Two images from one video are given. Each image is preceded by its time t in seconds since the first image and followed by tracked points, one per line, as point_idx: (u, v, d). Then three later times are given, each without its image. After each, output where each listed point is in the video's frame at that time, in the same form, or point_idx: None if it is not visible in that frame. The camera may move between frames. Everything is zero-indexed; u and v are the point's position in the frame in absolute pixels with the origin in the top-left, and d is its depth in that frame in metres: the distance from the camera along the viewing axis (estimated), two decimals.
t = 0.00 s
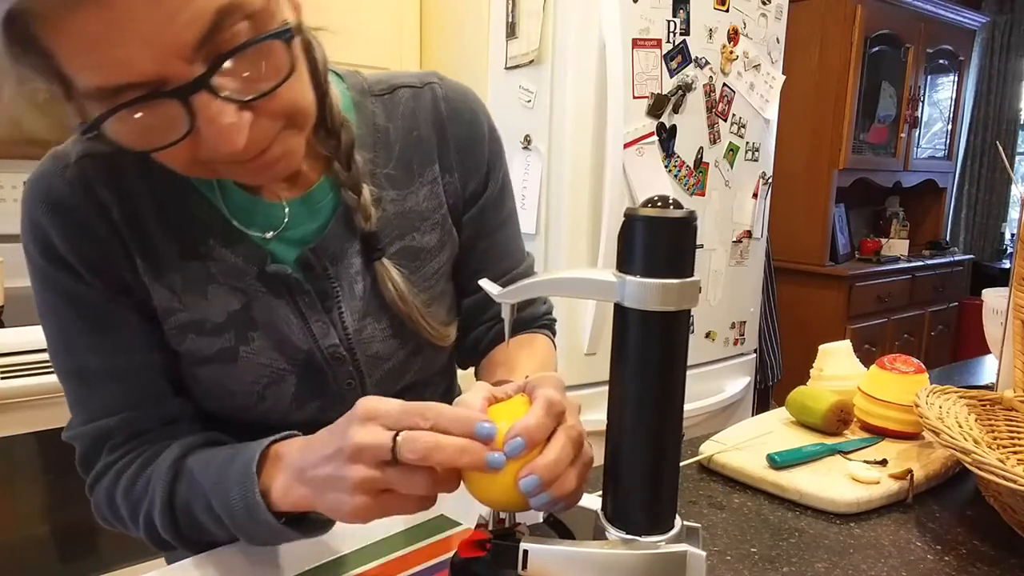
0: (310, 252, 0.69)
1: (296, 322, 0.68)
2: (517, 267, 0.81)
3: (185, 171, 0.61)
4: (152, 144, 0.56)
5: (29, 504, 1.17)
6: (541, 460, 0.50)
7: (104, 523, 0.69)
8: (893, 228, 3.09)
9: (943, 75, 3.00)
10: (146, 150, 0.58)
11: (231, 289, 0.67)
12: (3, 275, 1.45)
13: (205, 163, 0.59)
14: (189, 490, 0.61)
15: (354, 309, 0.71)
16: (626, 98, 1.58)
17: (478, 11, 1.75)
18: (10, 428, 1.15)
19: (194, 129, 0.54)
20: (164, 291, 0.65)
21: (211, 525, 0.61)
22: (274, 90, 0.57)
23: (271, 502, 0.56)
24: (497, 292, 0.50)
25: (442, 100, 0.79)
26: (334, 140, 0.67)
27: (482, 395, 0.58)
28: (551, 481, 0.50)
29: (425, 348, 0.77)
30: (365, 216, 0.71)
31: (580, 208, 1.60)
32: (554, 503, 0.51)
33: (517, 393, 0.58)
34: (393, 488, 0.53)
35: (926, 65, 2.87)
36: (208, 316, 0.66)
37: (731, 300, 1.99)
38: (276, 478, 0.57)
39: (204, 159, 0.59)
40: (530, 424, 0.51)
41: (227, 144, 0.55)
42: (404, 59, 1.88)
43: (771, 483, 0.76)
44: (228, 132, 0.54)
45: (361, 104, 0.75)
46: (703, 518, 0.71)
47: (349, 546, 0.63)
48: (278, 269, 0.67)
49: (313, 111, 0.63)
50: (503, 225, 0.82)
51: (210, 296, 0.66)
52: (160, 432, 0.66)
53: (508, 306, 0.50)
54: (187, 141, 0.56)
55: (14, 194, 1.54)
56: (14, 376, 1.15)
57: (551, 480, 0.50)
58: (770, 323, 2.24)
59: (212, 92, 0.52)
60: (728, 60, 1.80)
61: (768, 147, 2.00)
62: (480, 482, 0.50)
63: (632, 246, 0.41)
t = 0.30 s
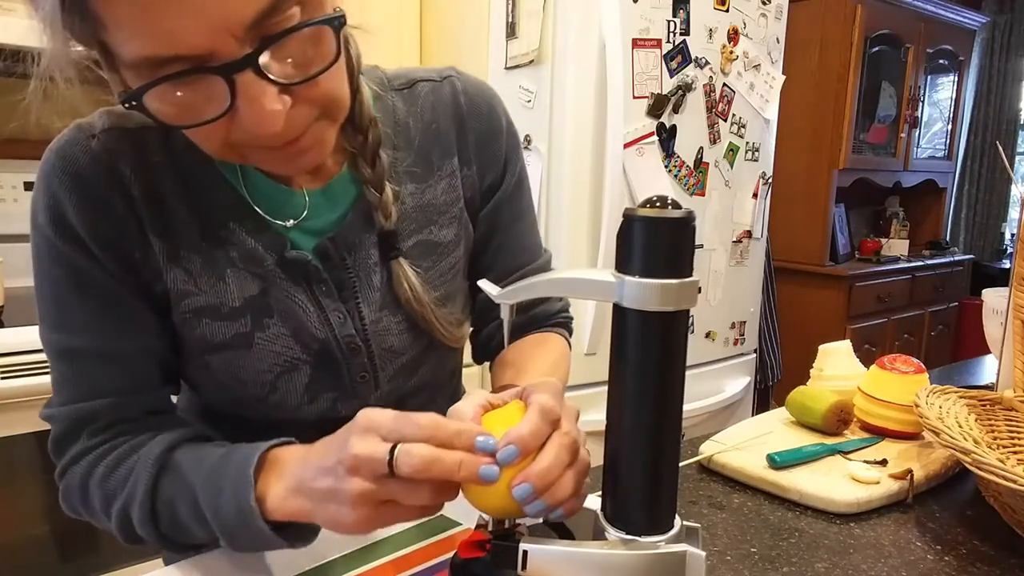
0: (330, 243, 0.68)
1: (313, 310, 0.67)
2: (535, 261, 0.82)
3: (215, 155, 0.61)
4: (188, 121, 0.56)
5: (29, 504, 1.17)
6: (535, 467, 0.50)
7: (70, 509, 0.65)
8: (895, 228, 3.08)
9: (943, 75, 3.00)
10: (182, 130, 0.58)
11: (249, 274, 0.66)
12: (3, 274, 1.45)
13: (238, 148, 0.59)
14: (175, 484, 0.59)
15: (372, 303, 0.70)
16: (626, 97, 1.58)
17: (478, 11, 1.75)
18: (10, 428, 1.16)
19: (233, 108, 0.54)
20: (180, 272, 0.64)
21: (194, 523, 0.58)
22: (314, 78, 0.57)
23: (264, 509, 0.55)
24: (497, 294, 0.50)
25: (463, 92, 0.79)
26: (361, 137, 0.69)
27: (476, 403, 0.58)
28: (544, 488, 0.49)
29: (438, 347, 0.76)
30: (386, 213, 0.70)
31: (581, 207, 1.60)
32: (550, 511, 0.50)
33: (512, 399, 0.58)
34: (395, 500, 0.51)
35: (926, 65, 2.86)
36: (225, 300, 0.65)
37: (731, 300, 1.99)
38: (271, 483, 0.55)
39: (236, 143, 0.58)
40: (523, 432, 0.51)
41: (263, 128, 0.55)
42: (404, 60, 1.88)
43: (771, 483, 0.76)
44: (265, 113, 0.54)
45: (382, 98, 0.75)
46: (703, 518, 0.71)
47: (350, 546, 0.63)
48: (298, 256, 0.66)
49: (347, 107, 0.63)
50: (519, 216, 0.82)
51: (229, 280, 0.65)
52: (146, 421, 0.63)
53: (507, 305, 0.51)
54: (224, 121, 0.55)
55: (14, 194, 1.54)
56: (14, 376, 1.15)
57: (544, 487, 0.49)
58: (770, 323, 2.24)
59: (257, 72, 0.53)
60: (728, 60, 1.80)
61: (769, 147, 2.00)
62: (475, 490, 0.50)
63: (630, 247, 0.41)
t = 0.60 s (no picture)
0: (333, 243, 0.68)
1: (315, 311, 0.67)
2: (539, 258, 0.82)
3: (222, 154, 0.60)
4: (197, 118, 0.56)
5: (29, 504, 1.17)
6: (534, 477, 0.49)
7: (46, 507, 0.64)
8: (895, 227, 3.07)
9: (944, 75, 3.00)
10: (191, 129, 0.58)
11: (251, 273, 0.66)
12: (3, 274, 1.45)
13: (245, 149, 0.59)
14: (169, 486, 0.58)
15: (375, 305, 0.70)
16: (626, 97, 1.58)
17: (478, 11, 1.75)
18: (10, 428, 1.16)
19: (241, 106, 0.54)
20: (180, 268, 0.64)
21: (187, 527, 0.58)
22: (323, 78, 0.56)
23: (263, 510, 0.55)
24: (494, 294, 0.50)
25: (465, 88, 0.79)
26: (367, 139, 0.68)
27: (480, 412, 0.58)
28: (543, 498, 0.49)
29: (443, 351, 0.76)
30: (388, 216, 0.70)
31: (581, 207, 1.60)
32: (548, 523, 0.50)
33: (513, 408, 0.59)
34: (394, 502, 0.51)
35: (926, 65, 2.86)
36: (227, 299, 0.65)
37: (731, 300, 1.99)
38: (275, 484, 0.55)
39: (243, 143, 0.58)
40: (523, 440, 0.51)
41: (271, 128, 0.55)
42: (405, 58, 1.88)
43: (771, 483, 0.76)
44: (273, 112, 0.54)
45: (388, 95, 0.75)
46: (703, 518, 0.71)
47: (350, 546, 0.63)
48: (300, 255, 0.66)
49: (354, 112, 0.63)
50: (526, 211, 0.82)
51: (231, 279, 0.65)
52: (133, 420, 0.63)
53: (506, 306, 0.50)
54: (233, 119, 0.55)
55: (14, 194, 1.54)
56: (15, 376, 1.15)
57: (543, 498, 0.49)
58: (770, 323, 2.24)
59: (266, 70, 0.53)
60: (728, 60, 1.80)
61: (769, 147, 2.00)
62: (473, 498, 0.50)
63: (628, 249, 0.41)
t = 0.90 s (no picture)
0: (337, 237, 0.68)
1: (321, 304, 0.67)
2: (541, 249, 0.82)
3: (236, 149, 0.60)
4: (216, 112, 0.55)
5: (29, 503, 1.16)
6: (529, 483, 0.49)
7: (32, 503, 0.63)
8: (893, 228, 3.09)
9: (943, 75, 3.00)
10: (208, 124, 0.58)
11: (259, 265, 0.66)
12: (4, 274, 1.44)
13: (261, 145, 0.59)
14: (168, 487, 0.58)
15: (381, 300, 0.70)
16: (626, 97, 1.58)
17: (478, 11, 1.75)
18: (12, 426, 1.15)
19: (263, 101, 0.54)
20: (186, 260, 0.64)
21: (182, 529, 0.58)
22: (344, 76, 0.57)
23: (265, 521, 0.55)
24: (494, 295, 0.50)
25: (465, 80, 0.79)
26: (375, 138, 0.69)
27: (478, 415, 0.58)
28: (536, 505, 0.49)
29: (445, 349, 0.76)
30: (393, 216, 0.70)
31: (581, 206, 1.60)
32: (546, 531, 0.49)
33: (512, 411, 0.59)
34: (390, 513, 0.51)
35: (926, 66, 2.86)
36: (236, 292, 0.65)
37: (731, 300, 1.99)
38: (276, 495, 0.56)
39: (259, 139, 0.58)
40: (516, 449, 0.51)
41: (291, 124, 0.55)
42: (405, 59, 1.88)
43: (771, 483, 0.76)
44: (296, 109, 0.54)
45: (391, 91, 0.75)
46: (703, 518, 0.71)
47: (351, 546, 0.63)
48: (307, 249, 0.66)
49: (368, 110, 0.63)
50: (527, 205, 0.82)
51: (240, 272, 0.65)
52: (129, 416, 0.62)
53: (506, 305, 0.50)
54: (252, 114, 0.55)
55: (14, 194, 1.54)
56: (16, 376, 1.15)
57: (538, 505, 0.49)
58: (770, 323, 2.24)
59: (291, 66, 0.53)
60: (728, 60, 1.80)
61: (769, 147, 2.00)
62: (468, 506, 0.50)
63: (627, 249, 0.41)
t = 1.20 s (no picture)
0: (331, 240, 0.68)
1: (312, 303, 0.67)
2: (539, 254, 0.82)
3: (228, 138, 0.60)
4: (208, 94, 0.55)
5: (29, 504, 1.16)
6: (532, 484, 0.49)
7: (31, 503, 0.62)
8: (894, 228, 3.09)
9: (943, 75, 3.00)
10: (200, 109, 0.58)
11: (249, 264, 0.66)
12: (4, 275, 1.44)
13: (253, 131, 0.59)
14: (172, 488, 0.58)
15: (372, 301, 0.70)
16: (626, 97, 1.58)
17: (478, 11, 1.75)
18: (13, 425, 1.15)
19: (256, 84, 0.54)
20: (178, 258, 0.64)
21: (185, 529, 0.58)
22: (338, 63, 0.57)
23: (271, 523, 0.55)
24: (493, 295, 0.50)
25: (463, 84, 0.79)
26: (371, 135, 0.69)
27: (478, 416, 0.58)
28: (538, 507, 0.49)
29: (436, 351, 0.76)
30: (388, 213, 0.70)
31: (581, 205, 1.60)
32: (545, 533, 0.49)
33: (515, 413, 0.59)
34: (393, 517, 0.51)
35: (926, 65, 2.86)
36: (225, 290, 0.65)
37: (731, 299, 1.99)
38: (284, 499, 0.55)
39: (251, 125, 0.58)
40: (521, 449, 0.51)
41: (284, 108, 0.55)
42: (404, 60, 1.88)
43: (771, 483, 0.76)
44: (287, 89, 0.54)
45: (389, 95, 0.74)
46: (703, 518, 0.72)
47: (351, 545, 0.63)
48: (298, 249, 0.66)
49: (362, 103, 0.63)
50: (525, 211, 0.82)
51: (230, 271, 0.65)
52: (128, 415, 0.62)
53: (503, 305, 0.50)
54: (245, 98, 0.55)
55: (14, 194, 1.54)
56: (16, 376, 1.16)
57: (540, 507, 0.49)
58: (770, 323, 2.24)
59: (282, 48, 0.53)
60: (728, 60, 1.80)
61: (769, 147, 2.00)
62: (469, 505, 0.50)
63: (625, 249, 0.41)
